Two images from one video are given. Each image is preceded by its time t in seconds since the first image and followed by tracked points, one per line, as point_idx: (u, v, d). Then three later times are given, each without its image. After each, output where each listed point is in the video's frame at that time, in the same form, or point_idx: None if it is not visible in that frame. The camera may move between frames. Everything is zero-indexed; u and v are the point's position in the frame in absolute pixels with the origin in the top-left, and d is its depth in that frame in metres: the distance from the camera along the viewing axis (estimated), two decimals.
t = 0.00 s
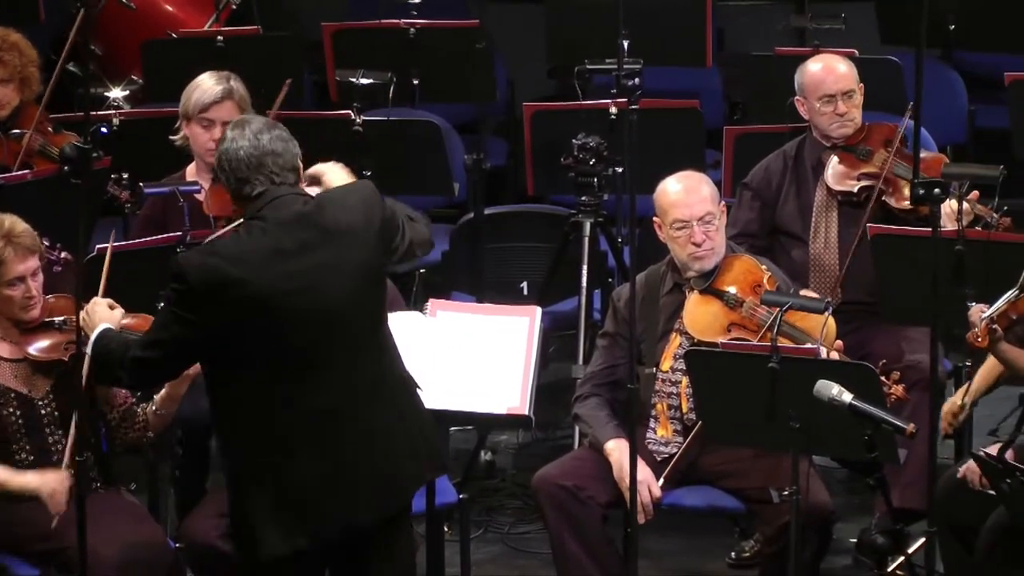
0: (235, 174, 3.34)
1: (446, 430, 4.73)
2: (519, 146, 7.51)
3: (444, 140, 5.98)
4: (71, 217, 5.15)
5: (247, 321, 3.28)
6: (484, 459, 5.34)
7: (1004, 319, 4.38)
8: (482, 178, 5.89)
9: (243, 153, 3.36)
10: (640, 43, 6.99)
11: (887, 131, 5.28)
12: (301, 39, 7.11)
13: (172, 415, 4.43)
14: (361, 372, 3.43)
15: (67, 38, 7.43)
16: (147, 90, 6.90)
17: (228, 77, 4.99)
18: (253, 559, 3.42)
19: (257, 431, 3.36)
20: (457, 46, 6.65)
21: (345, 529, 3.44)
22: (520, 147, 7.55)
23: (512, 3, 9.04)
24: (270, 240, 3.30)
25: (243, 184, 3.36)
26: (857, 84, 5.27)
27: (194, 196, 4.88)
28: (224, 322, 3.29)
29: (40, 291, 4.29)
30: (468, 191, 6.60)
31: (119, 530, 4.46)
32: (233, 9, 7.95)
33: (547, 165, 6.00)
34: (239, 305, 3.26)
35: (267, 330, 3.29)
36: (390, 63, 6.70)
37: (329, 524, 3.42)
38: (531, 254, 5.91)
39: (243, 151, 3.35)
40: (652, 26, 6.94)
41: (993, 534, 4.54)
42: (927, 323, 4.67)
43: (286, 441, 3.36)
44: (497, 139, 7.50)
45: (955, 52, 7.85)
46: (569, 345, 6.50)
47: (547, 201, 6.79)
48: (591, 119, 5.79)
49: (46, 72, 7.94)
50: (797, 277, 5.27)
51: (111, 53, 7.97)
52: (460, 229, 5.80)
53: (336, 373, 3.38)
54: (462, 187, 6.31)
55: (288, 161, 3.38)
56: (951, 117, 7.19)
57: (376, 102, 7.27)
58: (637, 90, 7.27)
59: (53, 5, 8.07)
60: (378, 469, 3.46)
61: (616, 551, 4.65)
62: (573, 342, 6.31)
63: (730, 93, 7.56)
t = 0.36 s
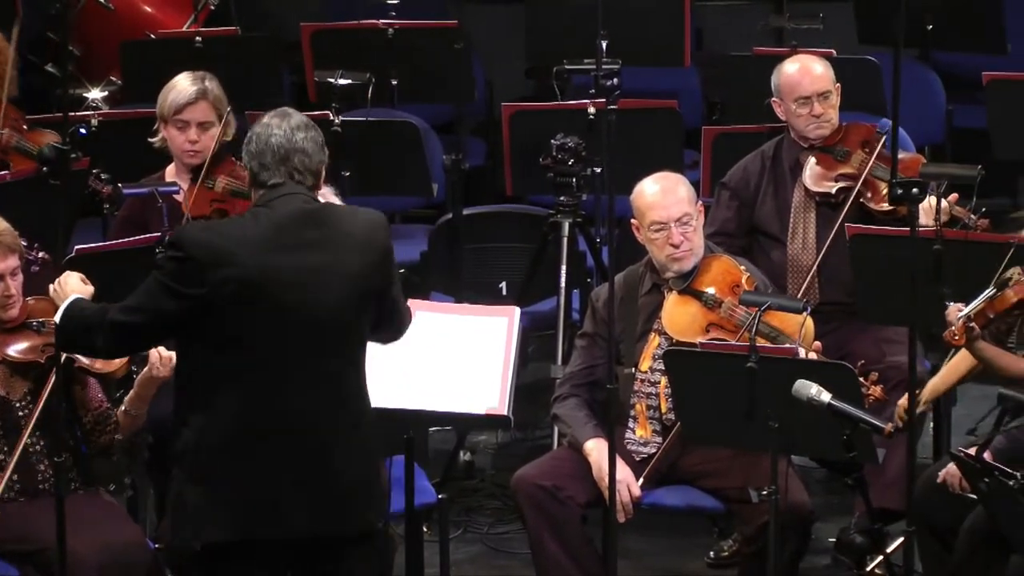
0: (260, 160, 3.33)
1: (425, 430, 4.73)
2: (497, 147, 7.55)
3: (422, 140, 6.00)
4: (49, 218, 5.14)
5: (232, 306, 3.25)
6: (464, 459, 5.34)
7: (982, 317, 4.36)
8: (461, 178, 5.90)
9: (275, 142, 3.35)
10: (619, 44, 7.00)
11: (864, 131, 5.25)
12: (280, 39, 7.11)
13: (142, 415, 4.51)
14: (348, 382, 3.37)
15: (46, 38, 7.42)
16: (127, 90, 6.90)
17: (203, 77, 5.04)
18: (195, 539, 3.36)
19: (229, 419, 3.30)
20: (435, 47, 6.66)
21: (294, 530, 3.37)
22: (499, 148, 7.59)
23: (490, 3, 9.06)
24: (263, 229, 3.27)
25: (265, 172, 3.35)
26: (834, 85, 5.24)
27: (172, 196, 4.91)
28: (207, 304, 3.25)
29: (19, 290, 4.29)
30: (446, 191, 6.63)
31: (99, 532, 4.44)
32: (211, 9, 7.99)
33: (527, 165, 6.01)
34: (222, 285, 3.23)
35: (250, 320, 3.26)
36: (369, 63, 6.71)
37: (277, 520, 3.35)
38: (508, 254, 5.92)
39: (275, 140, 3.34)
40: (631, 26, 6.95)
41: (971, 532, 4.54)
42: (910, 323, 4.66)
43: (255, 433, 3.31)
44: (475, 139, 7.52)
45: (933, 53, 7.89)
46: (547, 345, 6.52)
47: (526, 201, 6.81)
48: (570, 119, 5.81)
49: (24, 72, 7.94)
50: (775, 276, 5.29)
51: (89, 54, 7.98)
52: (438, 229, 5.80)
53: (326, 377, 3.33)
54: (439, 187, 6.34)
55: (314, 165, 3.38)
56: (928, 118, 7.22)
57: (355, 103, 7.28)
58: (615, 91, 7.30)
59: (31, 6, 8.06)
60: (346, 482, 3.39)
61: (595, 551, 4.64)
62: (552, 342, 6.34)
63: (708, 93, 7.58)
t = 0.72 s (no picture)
0: (214, 163, 3.34)
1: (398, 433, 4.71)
2: (470, 149, 7.60)
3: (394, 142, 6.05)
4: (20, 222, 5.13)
5: (190, 312, 3.28)
6: (436, 462, 5.36)
7: (950, 315, 4.50)
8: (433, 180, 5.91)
9: (229, 144, 3.35)
10: (592, 44, 7.00)
11: (834, 133, 5.28)
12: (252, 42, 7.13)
13: (113, 418, 4.49)
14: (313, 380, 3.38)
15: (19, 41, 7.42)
16: (100, 93, 6.90)
17: (172, 81, 5.05)
18: (176, 546, 3.37)
19: (197, 424, 3.34)
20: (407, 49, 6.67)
21: (270, 534, 3.36)
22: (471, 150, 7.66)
23: (463, 4, 9.08)
24: (218, 232, 3.28)
25: (220, 174, 3.36)
26: (802, 87, 5.25)
27: (145, 199, 4.91)
28: (167, 310, 3.29)
29: None
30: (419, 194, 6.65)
31: (74, 535, 4.42)
32: (182, 12, 8.01)
33: (500, 167, 6.03)
34: (180, 290, 3.26)
35: (209, 323, 3.28)
36: (342, 65, 6.73)
37: (252, 524, 3.34)
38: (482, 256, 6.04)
39: (228, 141, 3.34)
40: (605, 27, 6.95)
41: (942, 533, 4.55)
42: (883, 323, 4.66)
43: (224, 437, 3.33)
44: (448, 141, 7.55)
45: (905, 54, 7.91)
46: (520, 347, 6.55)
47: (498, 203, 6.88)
48: (542, 122, 5.85)
49: None
50: (748, 278, 5.32)
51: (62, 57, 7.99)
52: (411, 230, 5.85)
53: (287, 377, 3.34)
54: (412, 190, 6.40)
55: (269, 163, 3.35)
56: (901, 118, 7.24)
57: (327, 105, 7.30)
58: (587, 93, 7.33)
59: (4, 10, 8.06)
60: (314, 478, 3.38)
61: (569, 553, 4.63)
62: (525, 344, 6.38)
63: (681, 94, 7.61)
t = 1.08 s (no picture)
0: (244, 161, 3.36)
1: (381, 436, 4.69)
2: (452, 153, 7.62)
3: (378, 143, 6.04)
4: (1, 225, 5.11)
5: (206, 313, 3.27)
6: (419, 465, 5.37)
7: (925, 320, 4.47)
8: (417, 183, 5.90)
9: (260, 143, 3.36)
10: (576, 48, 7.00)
11: (815, 134, 5.24)
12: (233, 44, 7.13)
13: (97, 421, 4.47)
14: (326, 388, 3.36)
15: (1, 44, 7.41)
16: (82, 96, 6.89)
17: (155, 86, 5.09)
18: (177, 541, 3.40)
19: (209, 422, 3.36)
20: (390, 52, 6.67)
21: (273, 536, 3.38)
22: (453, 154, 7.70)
23: (447, 7, 9.08)
24: (240, 235, 3.27)
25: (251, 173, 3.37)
26: (782, 90, 5.28)
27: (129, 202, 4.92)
28: (189, 308, 3.28)
29: None
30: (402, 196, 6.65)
31: (57, 537, 4.38)
32: (165, 15, 8.01)
33: (483, 171, 6.04)
34: (199, 291, 3.25)
35: (225, 326, 3.28)
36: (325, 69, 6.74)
37: (256, 528, 3.37)
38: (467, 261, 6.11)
39: (259, 141, 3.35)
40: (589, 31, 6.95)
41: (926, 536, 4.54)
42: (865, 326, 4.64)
43: (233, 437, 3.35)
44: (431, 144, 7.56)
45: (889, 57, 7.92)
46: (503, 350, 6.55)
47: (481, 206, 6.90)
48: (526, 125, 5.88)
49: None
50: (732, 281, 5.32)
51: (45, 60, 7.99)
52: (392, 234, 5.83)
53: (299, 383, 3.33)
54: (395, 193, 6.41)
55: (297, 166, 3.35)
56: (886, 122, 7.26)
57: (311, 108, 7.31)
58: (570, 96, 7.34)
59: None
60: (320, 486, 3.38)
61: (553, 556, 4.63)
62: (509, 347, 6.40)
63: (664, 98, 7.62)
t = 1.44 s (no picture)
0: (278, 167, 3.23)
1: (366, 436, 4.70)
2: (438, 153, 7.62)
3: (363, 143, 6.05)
4: None
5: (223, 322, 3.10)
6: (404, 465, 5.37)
7: (910, 319, 4.45)
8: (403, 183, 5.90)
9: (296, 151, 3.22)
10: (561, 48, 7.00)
11: (801, 134, 5.31)
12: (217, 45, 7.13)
13: (84, 423, 4.48)
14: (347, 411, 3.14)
15: None
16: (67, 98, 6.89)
17: (141, 86, 5.09)
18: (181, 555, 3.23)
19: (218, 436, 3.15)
20: (375, 53, 6.67)
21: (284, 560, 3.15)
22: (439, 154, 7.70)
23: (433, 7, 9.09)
24: (266, 245, 3.11)
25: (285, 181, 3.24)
26: (767, 90, 5.31)
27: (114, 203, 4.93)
28: (209, 316, 3.12)
29: None
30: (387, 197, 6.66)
31: (39, 540, 4.34)
32: (152, 15, 8.01)
33: (470, 171, 6.05)
34: (220, 298, 3.09)
35: (241, 336, 3.10)
36: (310, 69, 6.74)
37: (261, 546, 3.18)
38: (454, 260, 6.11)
39: (293, 148, 3.21)
40: (574, 30, 6.95)
41: (913, 535, 4.54)
42: (850, 326, 4.65)
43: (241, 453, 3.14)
44: (416, 144, 7.56)
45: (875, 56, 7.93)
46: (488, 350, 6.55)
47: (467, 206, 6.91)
48: (512, 126, 5.89)
49: None
50: (717, 280, 5.32)
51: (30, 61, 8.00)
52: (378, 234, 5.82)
53: (317, 401, 3.12)
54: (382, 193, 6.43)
55: (328, 176, 3.19)
56: (871, 121, 7.28)
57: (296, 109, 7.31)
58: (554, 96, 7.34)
59: None
60: (336, 509, 3.16)
61: (539, 556, 4.64)
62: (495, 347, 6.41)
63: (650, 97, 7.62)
